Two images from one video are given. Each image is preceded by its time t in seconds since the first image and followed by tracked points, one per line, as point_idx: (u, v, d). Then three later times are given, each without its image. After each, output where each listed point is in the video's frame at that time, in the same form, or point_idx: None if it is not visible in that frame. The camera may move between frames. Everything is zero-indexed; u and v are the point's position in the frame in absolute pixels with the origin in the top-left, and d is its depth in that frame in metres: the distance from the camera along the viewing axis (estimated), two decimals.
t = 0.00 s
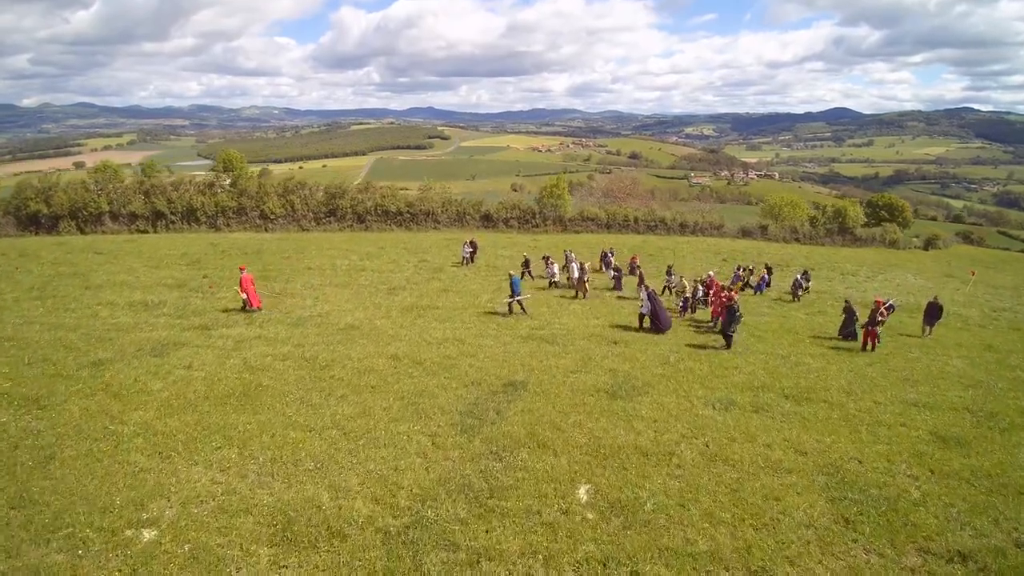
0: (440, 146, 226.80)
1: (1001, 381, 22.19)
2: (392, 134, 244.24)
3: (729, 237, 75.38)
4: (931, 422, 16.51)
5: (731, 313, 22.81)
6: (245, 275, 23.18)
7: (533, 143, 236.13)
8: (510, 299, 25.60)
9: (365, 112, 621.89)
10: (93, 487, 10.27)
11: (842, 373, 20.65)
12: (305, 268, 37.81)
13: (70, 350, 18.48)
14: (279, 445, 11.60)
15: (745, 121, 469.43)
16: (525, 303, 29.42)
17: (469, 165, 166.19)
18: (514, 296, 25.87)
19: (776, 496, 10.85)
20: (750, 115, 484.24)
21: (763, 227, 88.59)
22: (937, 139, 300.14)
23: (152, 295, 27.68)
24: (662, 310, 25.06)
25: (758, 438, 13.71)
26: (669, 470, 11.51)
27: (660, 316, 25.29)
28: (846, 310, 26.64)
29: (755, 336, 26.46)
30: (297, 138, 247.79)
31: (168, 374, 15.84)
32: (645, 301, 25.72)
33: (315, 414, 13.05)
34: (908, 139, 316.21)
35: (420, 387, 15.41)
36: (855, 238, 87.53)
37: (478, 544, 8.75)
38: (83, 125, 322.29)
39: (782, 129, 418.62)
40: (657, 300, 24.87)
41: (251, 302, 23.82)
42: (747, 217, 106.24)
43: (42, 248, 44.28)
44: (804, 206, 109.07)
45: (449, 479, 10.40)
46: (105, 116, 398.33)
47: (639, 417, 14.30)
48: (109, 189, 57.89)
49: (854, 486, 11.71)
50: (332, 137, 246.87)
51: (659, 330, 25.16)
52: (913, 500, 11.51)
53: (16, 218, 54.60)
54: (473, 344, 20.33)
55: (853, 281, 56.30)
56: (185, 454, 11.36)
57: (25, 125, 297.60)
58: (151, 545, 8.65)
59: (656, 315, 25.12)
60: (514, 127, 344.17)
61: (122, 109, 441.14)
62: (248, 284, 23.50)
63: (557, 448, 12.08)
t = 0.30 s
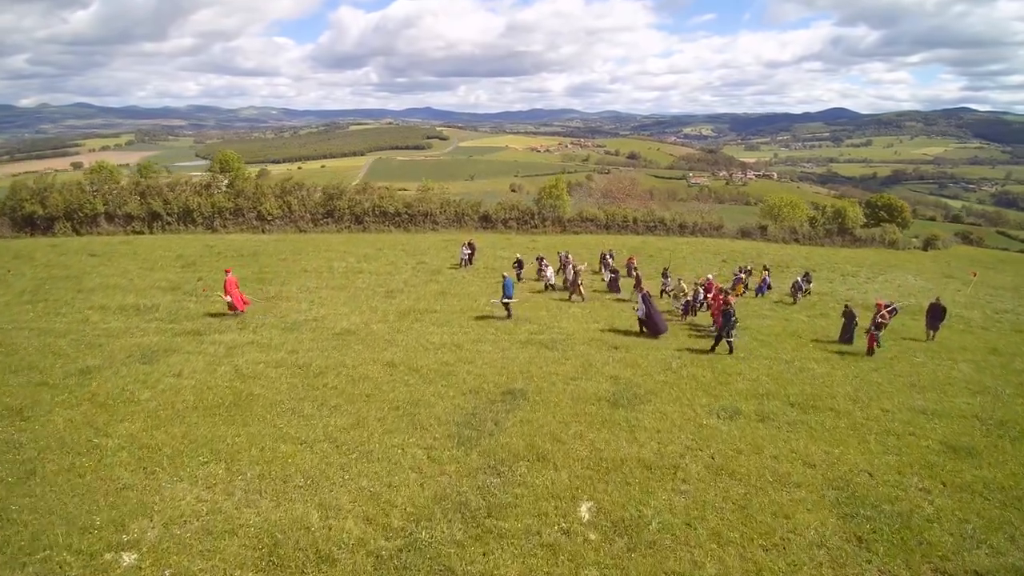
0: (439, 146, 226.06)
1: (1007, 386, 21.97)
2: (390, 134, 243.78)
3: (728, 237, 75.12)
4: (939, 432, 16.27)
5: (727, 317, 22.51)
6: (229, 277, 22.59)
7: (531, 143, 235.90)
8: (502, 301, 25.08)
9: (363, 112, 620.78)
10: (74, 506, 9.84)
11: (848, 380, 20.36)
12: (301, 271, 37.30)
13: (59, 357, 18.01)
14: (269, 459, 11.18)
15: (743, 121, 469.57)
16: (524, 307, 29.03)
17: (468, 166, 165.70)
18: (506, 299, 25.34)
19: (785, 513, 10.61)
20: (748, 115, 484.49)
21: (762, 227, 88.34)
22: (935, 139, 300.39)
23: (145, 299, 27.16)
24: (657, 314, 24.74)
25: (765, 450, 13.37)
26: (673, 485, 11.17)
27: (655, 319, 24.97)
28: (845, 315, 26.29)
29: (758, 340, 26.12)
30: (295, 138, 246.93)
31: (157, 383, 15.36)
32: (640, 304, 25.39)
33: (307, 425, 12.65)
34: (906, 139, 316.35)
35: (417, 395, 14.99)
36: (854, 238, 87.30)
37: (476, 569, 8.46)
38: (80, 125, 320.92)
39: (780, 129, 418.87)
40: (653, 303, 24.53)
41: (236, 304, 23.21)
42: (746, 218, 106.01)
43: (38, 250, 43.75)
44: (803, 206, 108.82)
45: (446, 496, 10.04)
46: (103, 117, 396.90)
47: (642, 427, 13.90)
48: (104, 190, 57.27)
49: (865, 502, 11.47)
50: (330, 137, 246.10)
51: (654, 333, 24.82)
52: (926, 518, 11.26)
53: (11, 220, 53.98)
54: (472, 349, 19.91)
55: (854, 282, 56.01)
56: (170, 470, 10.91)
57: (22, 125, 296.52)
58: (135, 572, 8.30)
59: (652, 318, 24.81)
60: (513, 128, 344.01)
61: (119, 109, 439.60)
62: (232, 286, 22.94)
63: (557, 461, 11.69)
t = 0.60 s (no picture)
0: (431, 146, 225.24)
1: (1005, 388, 21.96)
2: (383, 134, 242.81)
3: (722, 237, 75.18)
4: (940, 437, 16.19)
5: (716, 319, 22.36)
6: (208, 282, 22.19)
7: (524, 143, 235.58)
8: (487, 305, 24.64)
9: (355, 113, 618.98)
10: (52, 524, 9.38)
11: (847, 384, 20.24)
12: (292, 274, 36.77)
13: (42, 365, 17.47)
14: (257, 473, 10.77)
15: (735, 121, 471.64)
16: (518, 310, 28.70)
17: (461, 166, 165.14)
18: (493, 302, 25.00)
19: (790, 525, 10.40)
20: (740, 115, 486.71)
21: (755, 227, 88.48)
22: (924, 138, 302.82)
23: (132, 304, 26.57)
24: (647, 316, 24.51)
25: (766, 458, 13.15)
26: (675, 496, 10.90)
27: (645, 321, 24.72)
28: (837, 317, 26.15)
29: (755, 342, 25.98)
30: (286, 138, 245.34)
31: (143, 392, 14.86)
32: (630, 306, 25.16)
33: (297, 436, 12.26)
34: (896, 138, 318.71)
35: (410, 404, 14.61)
36: (847, 238, 87.59)
37: None
38: (68, 125, 317.29)
39: (771, 129, 421.01)
40: (642, 305, 24.30)
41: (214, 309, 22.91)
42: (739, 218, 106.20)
43: (24, 254, 42.90)
44: (796, 205, 109.23)
45: (441, 512, 9.73)
46: (92, 117, 393.01)
47: (642, 435, 13.61)
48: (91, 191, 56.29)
49: (870, 513, 11.31)
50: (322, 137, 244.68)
51: (643, 336, 24.58)
52: (932, 529, 11.10)
53: None
54: (466, 354, 19.57)
55: (847, 282, 56.16)
56: (154, 486, 10.47)
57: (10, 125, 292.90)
58: None
59: (642, 321, 24.57)
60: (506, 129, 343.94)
61: (108, 109, 435.54)
62: (211, 291, 22.60)
63: (556, 472, 11.36)
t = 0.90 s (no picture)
0: (421, 146, 223.99)
1: (1003, 392, 21.91)
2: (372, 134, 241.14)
3: (713, 237, 75.26)
4: (946, 445, 16.00)
5: (707, 323, 22.13)
6: (184, 289, 21.55)
7: (514, 143, 235.29)
8: (472, 309, 24.10)
9: (343, 112, 615.31)
10: (26, 555, 8.79)
11: (847, 389, 20.07)
12: (280, 278, 36.02)
13: (18, 378, 16.66)
14: (245, 495, 10.23)
15: (724, 121, 474.51)
16: (513, 315, 28.25)
17: (451, 166, 164.31)
18: (478, 307, 24.52)
19: (801, 544, 10.10)
20: (728, 116, 489.87)
21: (746, 227, 88.76)
22: (910, 138, 306.09)
23: (114, 311, 25.73)
24: (637, 321, 24.15)
25: (772, 471, 12.82)
26: (682, 514, 10.54)
27: (636, 326, 24.35)
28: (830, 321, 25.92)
29: (752, 346, 25.75)
30: (275, 138, 243.01)
31: (125, 407, 14.20)
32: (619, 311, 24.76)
33: (286, 454, 11.72)
34: (882, 139, 322.08)
35: (405, 416, 14.11)
36: (836, 238, 88.11)
37: None
38: (52, 125, 312.10)
39: (760, 130, 424.05)
40: (632, 310, 23.93)
41: (191, 317, 22.22)
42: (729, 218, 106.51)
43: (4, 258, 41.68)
44: (785, 205, 109.80)
45: (439, 537, 9.29)
46: (76, 117, 387.50)
47: (645, 448, 13.21)
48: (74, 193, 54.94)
49: (881, 528, 11.05)
50: (310, 137, 242.48)
51: (632, 341, 24.15)
52: (944, 545, 10.88)
53: None
54: (460, 362, 19.07)
55: (838, 282, 56.35)
56: (135, 511, 9.90)
57: None
58: None
59: (632, 326, 24.21)
60: (495, 130, 343.47)
61: (92, 109, 429.29)
62: (188, 299, 21.93)
63: (558, 490, 10.93)
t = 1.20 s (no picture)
0: (410, 146, 222.46)
1: (1008, 398, 21.69)
2: (361, 134, 239.17)
3: (705, 238, 75.09)
4: (959, 459, 15.69)
5: (700, 331, 21.66)
6: (155, 299, 20.49)
7: (504, 143, 234.41)
8: (457, 318, 23.28)
9: (332, 111, 611.06)
10: None
11: (854, 398, 19.68)
12: (267, 283, 34.97)
13: None
14: (230, 531, 9.48)
15: (713, 121, 476.98)
16: (508, 322, 27.48)
17: (442, 166, 163.19)
18: (461, 314, 23.63)
19: None
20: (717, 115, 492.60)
21: (737, 227, 88.76)
22: (895, 137, 309.10)
23: (92, 320, 24.59)
24: (629, 327, 23.49)
25: (787, 491, 12.37)
26: (698, 544, 10.03)
27: (627, 332, 23.71)
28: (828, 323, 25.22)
29: (754, 352, 25.24)
30: (262, 137, 240.12)
31: (100, 428, 13.23)
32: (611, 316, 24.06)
33: (273, 481, 10.98)
34: (868, 138, 325.19)
35: (400, 435, 13.37)
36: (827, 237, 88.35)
37: None
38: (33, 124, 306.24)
39: (748, 129, 426.66)
40: (625, 316, 23.26)
41: (163, 327, 21.13)
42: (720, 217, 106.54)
43: None
44: (776, 204, 110.04)
45: None
46: (59, 116, 380.93)
47: (654, 469, 12.61)
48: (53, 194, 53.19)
49: (904, 555, 10.66)
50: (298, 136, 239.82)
51: (623, 348, 23.61)
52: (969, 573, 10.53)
53: None
54: (457, 374, 18.33)
55: (830, 282, 56.29)
56: (110, 551, 9.09)
57: None
58: None
59: (624, 332, 23.57)
60: (485, 129, 342.57)
61: (75, 108, 422.39)
62: (160, 308, 20.86)
63: (565, 519, 10.31)
